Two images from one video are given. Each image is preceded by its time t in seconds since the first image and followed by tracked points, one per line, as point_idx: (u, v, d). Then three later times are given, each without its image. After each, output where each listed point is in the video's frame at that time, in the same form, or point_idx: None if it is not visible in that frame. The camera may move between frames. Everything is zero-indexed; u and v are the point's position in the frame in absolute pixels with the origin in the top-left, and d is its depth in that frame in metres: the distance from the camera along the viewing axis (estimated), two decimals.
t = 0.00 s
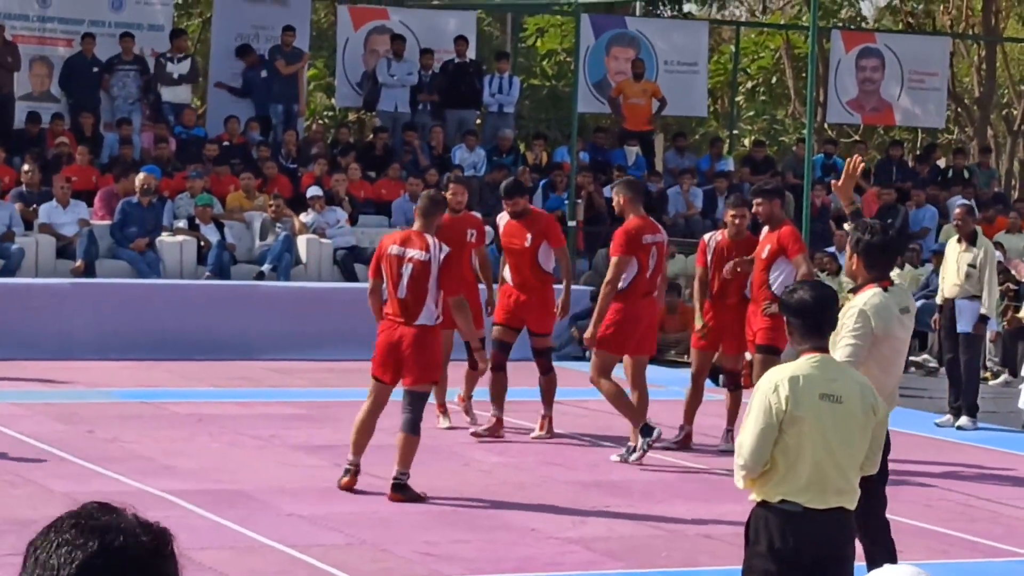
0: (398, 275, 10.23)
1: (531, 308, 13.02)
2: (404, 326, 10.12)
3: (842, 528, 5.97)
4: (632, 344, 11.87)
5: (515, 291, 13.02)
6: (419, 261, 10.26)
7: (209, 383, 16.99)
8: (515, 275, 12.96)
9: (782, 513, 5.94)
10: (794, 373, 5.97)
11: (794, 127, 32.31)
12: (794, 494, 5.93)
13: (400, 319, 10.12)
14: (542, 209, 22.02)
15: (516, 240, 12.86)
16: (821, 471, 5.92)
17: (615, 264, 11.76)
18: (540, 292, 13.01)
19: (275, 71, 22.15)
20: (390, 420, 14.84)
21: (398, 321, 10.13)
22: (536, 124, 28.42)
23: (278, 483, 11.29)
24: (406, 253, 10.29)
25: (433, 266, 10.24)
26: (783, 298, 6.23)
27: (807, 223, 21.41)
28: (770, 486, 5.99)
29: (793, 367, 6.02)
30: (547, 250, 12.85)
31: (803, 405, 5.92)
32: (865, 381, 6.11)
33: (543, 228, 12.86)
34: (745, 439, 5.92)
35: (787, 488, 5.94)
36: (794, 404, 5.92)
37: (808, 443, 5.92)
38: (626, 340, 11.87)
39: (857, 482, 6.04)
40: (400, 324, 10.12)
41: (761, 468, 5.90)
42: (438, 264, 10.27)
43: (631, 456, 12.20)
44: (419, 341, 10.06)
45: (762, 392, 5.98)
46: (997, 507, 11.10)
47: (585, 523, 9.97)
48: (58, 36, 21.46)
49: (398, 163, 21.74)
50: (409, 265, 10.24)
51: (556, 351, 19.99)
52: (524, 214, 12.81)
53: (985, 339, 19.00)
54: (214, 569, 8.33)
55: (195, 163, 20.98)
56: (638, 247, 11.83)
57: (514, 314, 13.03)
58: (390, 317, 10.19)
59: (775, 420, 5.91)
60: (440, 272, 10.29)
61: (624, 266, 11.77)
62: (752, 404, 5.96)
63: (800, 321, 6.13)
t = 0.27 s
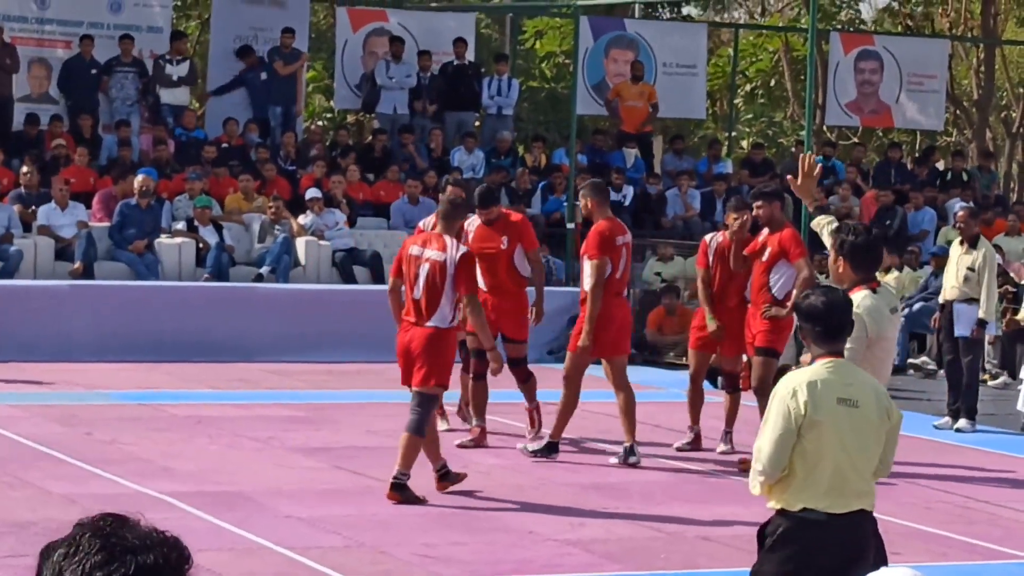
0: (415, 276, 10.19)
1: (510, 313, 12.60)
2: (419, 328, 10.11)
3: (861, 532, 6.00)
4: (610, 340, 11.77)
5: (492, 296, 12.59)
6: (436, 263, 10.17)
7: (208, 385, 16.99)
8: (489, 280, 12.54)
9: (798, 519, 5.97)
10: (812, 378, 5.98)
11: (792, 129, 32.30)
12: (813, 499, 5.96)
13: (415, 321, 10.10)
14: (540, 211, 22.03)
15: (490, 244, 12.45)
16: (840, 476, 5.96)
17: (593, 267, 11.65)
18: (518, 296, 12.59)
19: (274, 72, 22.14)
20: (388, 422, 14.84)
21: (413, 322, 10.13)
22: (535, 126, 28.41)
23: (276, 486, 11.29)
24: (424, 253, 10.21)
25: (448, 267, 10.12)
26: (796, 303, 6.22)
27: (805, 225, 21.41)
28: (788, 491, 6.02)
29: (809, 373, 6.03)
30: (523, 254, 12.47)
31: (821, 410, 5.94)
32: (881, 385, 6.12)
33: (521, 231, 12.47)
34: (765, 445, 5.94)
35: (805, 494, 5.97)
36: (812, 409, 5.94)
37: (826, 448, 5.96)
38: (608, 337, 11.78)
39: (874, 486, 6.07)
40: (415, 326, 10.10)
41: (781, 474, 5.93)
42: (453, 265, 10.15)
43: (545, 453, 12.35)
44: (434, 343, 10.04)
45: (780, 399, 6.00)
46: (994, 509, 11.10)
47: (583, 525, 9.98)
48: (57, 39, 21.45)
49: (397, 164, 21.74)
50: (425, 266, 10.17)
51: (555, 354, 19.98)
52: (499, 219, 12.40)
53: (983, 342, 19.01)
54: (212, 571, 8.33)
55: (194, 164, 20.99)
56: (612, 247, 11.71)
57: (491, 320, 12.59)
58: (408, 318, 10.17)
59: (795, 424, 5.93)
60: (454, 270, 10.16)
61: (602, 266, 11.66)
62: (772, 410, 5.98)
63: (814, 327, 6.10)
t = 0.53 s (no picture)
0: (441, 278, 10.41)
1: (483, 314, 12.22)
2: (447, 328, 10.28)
3: (866, 533, 6.02)
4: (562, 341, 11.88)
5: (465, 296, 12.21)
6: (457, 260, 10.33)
7: (207, 385, 17.00)
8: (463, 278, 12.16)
9: (805, 521, 5.97)
10: (824, 380, 5.98)
11: (791, 130, 32.29)
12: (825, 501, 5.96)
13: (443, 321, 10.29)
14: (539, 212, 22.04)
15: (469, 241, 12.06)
16: (852, 478, 5.98)
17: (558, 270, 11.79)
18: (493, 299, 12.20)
19: (273, 73, 22.13)
20: (387, 423, 14.84)
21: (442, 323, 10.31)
22: (534, 127, 28.40)
23: (276, 486, 11.29)
24: (447, 255, 10.44)
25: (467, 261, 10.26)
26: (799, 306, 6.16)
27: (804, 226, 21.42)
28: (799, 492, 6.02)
29: (816, 374, 6.02)
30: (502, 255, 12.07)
31: (836, 411, 5.95)
32: (884, 386, 6.15)
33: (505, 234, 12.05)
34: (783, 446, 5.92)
35: (816, 495, 5.97)
36: (827, 410, 5.94)
37: (838, 449, 5.97)
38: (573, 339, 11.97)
39: (879, 488, 6.09)
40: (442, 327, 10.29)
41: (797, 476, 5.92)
42: (472, 261, 10.28)
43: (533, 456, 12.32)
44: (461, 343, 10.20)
45: (791, 400, 5.98)
46: (993, 510, 11.11)
47: (582, 526, 9.99)
48: (55, 39, 21.41)
49: (396, 165, 21.73)
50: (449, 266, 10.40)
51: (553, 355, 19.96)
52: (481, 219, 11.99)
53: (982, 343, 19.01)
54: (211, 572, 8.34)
55: (192, 165, 20.99)
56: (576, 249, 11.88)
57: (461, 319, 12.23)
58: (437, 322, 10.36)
59: (810, 425, 5.92)
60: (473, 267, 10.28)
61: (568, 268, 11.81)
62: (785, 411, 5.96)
63: (820, 328, 6.05)
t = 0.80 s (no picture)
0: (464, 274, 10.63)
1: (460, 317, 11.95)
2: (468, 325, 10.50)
3: (865, 534, 6.02)
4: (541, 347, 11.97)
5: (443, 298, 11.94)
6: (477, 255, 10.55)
7: (206, 385, 16.99)
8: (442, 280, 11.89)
9: (805, 520, 5.95)
10: (824, 380, 6.00)
11: (790, 129, 32.28)
12: (824, 499, 5.96)
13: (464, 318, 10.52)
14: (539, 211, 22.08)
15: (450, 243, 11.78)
16: (851, 476, 5.98)
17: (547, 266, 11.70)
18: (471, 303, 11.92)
19: (271, 73, 22.11)
20: (385, 423, 14.84)
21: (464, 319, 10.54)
22: (533, 127, 28.39)
23: (274, 486, 11.29)
24: (467, 252, 10.66)
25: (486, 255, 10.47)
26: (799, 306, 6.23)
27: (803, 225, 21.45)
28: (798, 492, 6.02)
29: (815, 375, 6.04)
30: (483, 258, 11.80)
31: (835, 410, 5.96)
32: (883, 388, 6.16)
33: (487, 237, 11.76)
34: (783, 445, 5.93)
35: (816, 494, 5.97)
36: (826, 410, 5.95)
37: (837, 448, 5.98)
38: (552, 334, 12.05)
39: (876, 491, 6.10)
40: (464, 324, 10.51)
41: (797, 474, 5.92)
42: (490, 255, 10.48)
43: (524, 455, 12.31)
44: (483, 338, 10.40)
45: (790, 401, 6.00)
46: (990, 510, 11.11)
47: (580, 526, 9.98)
48: (54, 39, 21.37)
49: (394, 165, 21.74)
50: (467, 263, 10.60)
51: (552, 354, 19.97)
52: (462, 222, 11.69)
53: (980, 344, 19.03)
54: (208, 573, 8.33)
55: (191, 164, 20.99)
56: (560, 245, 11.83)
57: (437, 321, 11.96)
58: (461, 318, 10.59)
59: (810, 424, 5.94)
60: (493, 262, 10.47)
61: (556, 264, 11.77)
62: (785, 410, 5.97)
63: (818, 327, 6.12)
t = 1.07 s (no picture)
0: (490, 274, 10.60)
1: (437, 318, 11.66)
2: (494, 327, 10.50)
3: (853, 529, 6.10)
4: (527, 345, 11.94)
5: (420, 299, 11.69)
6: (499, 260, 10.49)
7: (204, 384, 16.98)
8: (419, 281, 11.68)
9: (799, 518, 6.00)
10: (813, 377, 6.07)
11: (789, 129, 32.28)
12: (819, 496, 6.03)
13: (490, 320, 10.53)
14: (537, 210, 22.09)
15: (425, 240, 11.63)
16: (843, 472, 6.06)
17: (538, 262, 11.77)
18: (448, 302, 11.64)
19: (269, 72, 22.10)
20: (384, 422, 14.84)
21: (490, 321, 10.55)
22: (531, 127, 28.37)
23: (273, 485, 11.29)
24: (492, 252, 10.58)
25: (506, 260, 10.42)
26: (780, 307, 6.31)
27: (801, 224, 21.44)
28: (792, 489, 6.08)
29: (801, 373, 6.10)
30: (457, 254, 11.60)
31: (826, 407, 6.03)
32: (864, 383, 6.24)
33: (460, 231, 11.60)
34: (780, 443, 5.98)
35: (808, 491, 6.03)
36: (818, 407, 6.02)
37: (828, 444, 6.05)
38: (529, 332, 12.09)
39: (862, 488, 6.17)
40: (489, 326, 10.53)
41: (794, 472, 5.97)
42: (511, 259, 10.41)
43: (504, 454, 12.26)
44: (509, 342, 10.41)
45: (781, 398, 6.04)
46: (989, 510, 11.11)
47: (579, 525, 9.98)
48: (52, 38, 21.34)
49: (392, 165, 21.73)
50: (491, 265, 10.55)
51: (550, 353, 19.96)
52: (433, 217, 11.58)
53: (979, 344, 19.01)
54: (207, 572, 8.33)
55: (190, 164, 20.99)
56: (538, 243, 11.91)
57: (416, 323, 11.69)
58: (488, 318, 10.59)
59: (802, 422, 6.00)
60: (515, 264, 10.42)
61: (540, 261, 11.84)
62: (779, 409, 6.02)
63: (798, 326, 6.21)
